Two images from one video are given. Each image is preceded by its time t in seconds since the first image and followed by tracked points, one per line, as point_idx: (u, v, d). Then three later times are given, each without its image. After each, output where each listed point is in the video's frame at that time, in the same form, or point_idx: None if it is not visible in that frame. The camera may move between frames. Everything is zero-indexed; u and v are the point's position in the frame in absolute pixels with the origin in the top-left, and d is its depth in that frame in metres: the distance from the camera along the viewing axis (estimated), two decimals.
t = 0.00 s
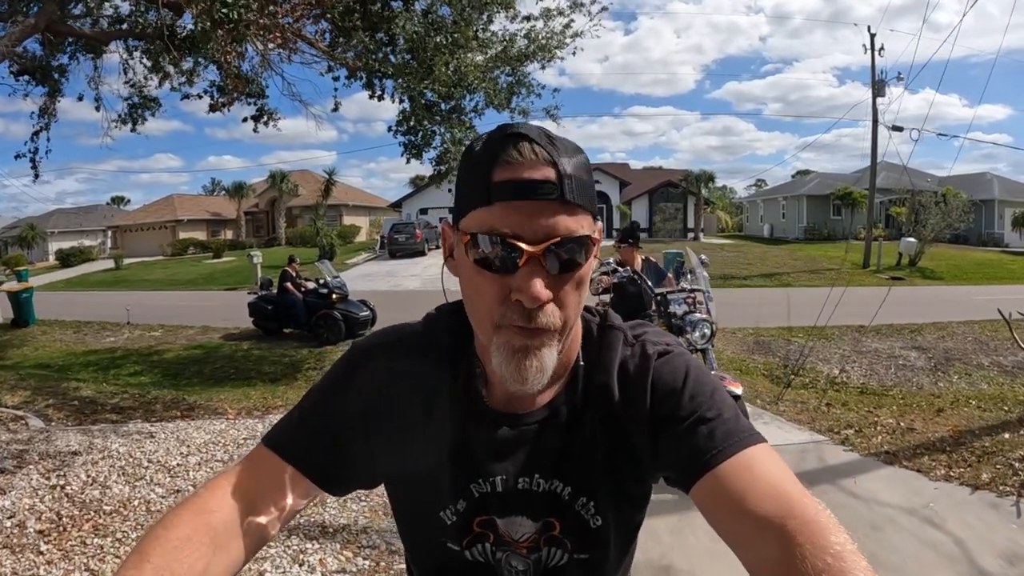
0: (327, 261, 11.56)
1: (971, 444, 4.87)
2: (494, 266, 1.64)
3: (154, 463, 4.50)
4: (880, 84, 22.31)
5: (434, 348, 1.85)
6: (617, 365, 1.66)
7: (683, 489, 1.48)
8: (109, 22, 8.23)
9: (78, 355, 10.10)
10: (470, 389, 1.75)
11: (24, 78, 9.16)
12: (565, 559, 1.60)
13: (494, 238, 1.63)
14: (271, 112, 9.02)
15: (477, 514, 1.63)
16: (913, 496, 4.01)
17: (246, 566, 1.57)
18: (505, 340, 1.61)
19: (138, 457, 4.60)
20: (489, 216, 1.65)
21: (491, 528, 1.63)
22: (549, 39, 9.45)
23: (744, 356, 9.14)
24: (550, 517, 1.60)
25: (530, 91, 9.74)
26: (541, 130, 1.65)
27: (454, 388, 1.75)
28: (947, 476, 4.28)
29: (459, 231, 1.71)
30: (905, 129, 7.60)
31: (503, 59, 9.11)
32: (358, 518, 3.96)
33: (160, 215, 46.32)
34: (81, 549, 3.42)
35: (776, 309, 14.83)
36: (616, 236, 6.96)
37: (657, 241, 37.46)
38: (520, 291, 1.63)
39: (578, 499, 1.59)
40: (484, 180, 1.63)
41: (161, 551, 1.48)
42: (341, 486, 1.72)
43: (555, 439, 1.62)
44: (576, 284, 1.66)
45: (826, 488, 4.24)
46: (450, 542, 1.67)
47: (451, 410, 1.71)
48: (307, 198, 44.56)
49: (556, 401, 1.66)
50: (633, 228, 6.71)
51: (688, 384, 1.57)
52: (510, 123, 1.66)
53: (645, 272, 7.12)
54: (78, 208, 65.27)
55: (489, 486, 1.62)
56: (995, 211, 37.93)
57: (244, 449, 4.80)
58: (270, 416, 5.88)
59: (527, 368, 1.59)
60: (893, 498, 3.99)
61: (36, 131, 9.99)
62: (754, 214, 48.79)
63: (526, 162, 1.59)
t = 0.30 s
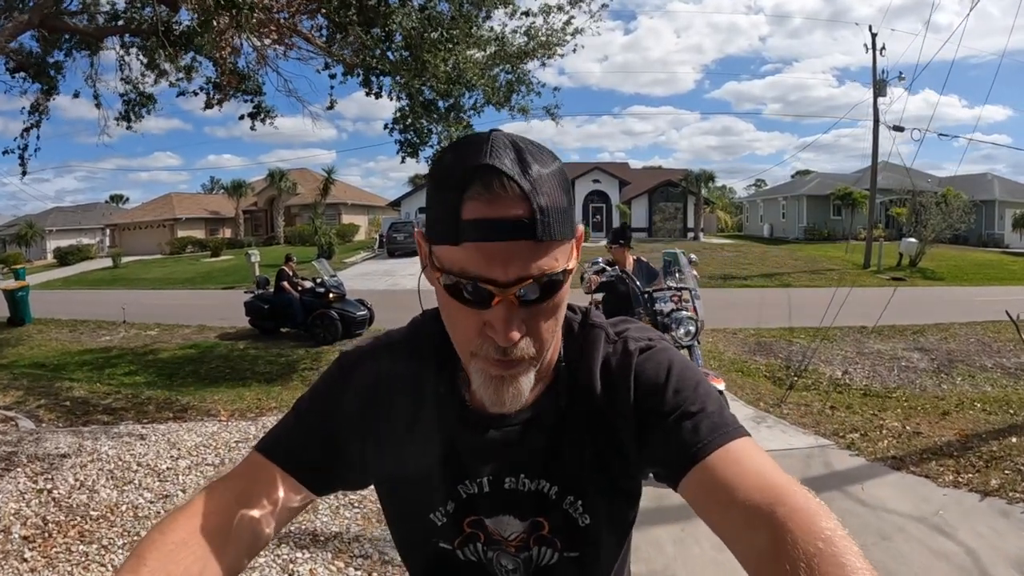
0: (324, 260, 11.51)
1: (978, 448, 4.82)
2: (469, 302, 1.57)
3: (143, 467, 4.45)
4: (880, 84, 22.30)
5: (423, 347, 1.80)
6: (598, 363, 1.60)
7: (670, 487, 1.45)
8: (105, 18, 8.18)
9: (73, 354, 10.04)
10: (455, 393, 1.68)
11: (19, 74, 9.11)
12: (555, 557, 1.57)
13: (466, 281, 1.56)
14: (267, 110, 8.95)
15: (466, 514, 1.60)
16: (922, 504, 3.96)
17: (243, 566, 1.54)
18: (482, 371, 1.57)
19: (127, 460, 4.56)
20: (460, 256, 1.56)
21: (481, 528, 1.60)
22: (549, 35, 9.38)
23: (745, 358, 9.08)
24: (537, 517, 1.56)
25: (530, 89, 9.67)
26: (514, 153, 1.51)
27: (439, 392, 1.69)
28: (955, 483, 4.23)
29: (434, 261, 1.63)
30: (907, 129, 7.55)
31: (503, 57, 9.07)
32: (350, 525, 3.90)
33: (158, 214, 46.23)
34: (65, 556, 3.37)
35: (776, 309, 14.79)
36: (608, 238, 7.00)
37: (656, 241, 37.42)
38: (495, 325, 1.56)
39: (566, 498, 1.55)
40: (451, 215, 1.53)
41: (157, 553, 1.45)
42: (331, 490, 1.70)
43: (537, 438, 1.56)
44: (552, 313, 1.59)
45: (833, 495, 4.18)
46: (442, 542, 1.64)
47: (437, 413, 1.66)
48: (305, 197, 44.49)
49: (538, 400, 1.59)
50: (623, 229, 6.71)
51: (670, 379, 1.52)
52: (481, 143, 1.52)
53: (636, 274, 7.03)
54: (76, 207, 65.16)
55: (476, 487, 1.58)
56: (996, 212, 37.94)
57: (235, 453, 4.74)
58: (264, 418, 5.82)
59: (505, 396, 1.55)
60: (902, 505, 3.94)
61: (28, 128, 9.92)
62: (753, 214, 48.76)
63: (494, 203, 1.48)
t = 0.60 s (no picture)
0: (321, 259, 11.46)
1: (987, 453, 4.77)
2: (450, 318, 1.51)
3: (133, 472, 4.39)
4: (882, 84, 22.28)
5: (412, 344, 1.76)
6: (583, 358, 1.55)
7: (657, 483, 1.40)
8: (102, 15, 8.13)
9: (69, 354, 9.97)
10: (443, 391, 1.64)
11: (15, 71, 9.05)
12: (550, 553, 1.53)
13: (446, 298, 1.50)
14: (263, 107, 8.89)
15: (461, 510, 1.57)
16: (932, 511, 3.91)
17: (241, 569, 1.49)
18: (468, 380, 1.51)
19: (118, 464, 4.50)
20: (440, 274, 1.49)
21: (476, 524, 1.56)
22: (550, 32, 9.33)
23: (747, 359, 9.03)
24: (530, 513, 1.53)
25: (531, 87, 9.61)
26: (488, 164, 1.44)
27: (428, 390, 1.65)
28: (965, 489, 4.18)
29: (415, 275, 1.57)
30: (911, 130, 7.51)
31: (503, 54, 9.02)
32: (345, 534, 3.82)
33: (156, 213, 46.16)
34: (51, 565, 3.30)
35: (777, 309, 14.75)
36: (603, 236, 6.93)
37: (656, 241, 37.39)
38: (478, 339, 1.50)
39: (556, 493, 1.50)
40: (426, 235, 1.46)
41: (157, 557, 1.40)
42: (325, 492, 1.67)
43: (524, 434, 1.52)
44: (534, 325, 1.52)
45: (842, 502, 4.13)
46: (439, 540, 1.60)
47: (426, 411, 1.63)
48: (304, 196, 44.41)
49: (524, 396, 1.54)
50: (619, 230, 6.65)
51: (652, 372, 1.47)
52: (455, 156, 1.45)
53: (631, 272, 7.09)
54: (75, 206, 65.06)
55: (468, 483, 1.55)
56: (996, 212, 37.96)
57: (227, 457, 4.68)
58: (259, 420, 5.76)
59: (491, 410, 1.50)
60: (912, 513, 3.89)
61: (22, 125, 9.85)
62: (753, 213, 48.73)
63: (470, 218, 1.41)
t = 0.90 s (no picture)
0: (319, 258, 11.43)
1: (994, 457, 4.73)
2: (446, 320, 1.47)
3: (124, 476, 4.34)
4: (882, 83, 22.25)
5: (408, 342, 1.73)
6: (580, 356, 1.51)
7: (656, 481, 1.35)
8: (98, 13, 8.09)
9: (65, 353, 9.91)
10: (442, 392, 1.60)
11: (11, 68, 9.00)
12: (551, 550, 1.50)
13: (441, 300, 1.45)
14: (260, 105, 8.83)
15: (462, 509, 1.54)
16: (940, 517, 3.86)
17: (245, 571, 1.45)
18: (466, 381, 1.47)
19: (108, 468, 4.45)
20: (434, 275, 1.45)
21: (478, 522, 1.53)
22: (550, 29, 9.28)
23: (748, 360, 8.98)
24: (530, 510, 1.50)
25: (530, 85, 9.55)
26: (481, 165, 1.39)
27: (427, 391, 1.62)
28: (973, 495, 4.14)
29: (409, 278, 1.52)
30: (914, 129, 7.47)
31: (502, 52, 8.97)
32: (338, 542, 3.76)
33: (155, 211, 46.08)
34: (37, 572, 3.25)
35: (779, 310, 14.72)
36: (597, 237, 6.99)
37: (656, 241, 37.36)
38: (474, 340, 1.45)
39: (556, 491, 1.47)
40: (420, 236, 1.42)
41: (160, 561, 1.37)
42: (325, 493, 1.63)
43: (521, 431, 1.49)
44: (532, 325, 1.47)
45: (849, 508, 4.08)
46: (441, 539, 1.57)
47: (425, 412, 1.59)
48: (303, 194, 44.35)
49: (521, 395, 1.50)
50: (612, 231, 6.62)
51: (650, 368, 1.43)
52: (449, 155, 1.41)
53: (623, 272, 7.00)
54: (74, 204, 65.06)
55: (469, 483, 1.52)
56: (997, 213, 37.98)
57: (219, 461, 4.63)
58: (253, 423, 5.71)
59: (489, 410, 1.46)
60: (920, 520, 3.85)
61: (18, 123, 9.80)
62: (753, 213, 48.70)
63: (464, 217, 1.37)
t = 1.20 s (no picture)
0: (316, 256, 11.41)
1: (996, 461, 4.70)
2: (447, 291, 1.61)
3: (115, 477, 4.31)
4: (883, 83, 22.25)
5: (406, 345, 1.82)
6: (593, 373, 1.61)
7: (663, 508, 1.51)
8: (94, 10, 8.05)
9: (61, 353, 9.89)
10: (442, 395, 1.71)
11: (8, 66, 8.97)
12: (548, 559, 1.61)
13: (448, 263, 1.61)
14: (256, 103, 8.80)
15: (460, 514, 1.64)
16: (944, 523, 3.83)
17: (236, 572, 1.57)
18: (468, 356, 1.59)
19: (100, 469, 4.42)
20: (437, 240, 1.61)
21: (474, 528, 1.64)
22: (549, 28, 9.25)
23: (748, 361, 8.94)
24: (530, 519, 1.60)
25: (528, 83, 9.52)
26: (487, 146, 1.60)
27: (426, 394, 1.72)
28: (976, 499, 4.11)
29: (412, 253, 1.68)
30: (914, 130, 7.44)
31: (500, 50, 8.95)
32: (329, 547, 3.72)
33: (153, 210, 46.00)
34: None
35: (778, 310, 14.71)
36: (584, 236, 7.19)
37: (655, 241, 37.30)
38: (476, 311, 1.60)
39: (558, 499, 1.58)
40: (427, 205, 1.60)
41: (154, 560, 1.46)
42: (320, 493, 1.71)
43: (526, 438, 1.59)
44: (531, 298, 1.63)
45: (850, 514, 4.05)
46: (436, 544, 1.68)
47: (424, 417, 1.69)
48: (302, 193, 44.28)
49: (528, 404, 1.61)
50: (598, 229, 6.81)
51: (663, 396, 1.55)
52: (456, 136, 1.61)
53: (611, 272, 7.20)
54: (72, 202, 64.96)
55: (467, 488, 1.62)
56: (997, 213, 37.98)
57: (212, 463, 4.60)
58: (246, 424, 5.67)
59: (490, 390, 1.57)
60: (923, 525, 3.82)
61: (15, 121, 9.77)
62: (752, 213, 48.67)
63: (468, 181, 1.55)
